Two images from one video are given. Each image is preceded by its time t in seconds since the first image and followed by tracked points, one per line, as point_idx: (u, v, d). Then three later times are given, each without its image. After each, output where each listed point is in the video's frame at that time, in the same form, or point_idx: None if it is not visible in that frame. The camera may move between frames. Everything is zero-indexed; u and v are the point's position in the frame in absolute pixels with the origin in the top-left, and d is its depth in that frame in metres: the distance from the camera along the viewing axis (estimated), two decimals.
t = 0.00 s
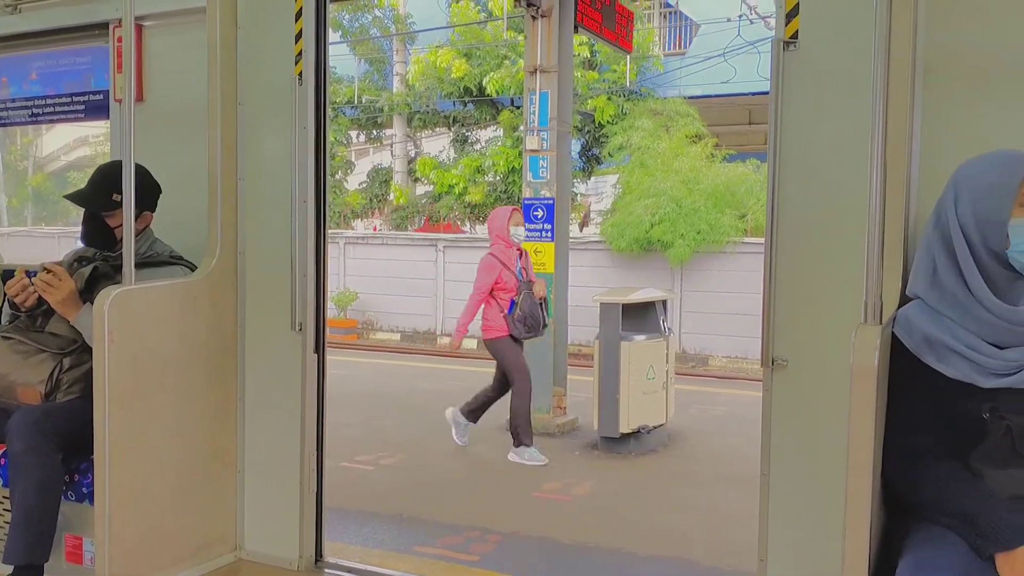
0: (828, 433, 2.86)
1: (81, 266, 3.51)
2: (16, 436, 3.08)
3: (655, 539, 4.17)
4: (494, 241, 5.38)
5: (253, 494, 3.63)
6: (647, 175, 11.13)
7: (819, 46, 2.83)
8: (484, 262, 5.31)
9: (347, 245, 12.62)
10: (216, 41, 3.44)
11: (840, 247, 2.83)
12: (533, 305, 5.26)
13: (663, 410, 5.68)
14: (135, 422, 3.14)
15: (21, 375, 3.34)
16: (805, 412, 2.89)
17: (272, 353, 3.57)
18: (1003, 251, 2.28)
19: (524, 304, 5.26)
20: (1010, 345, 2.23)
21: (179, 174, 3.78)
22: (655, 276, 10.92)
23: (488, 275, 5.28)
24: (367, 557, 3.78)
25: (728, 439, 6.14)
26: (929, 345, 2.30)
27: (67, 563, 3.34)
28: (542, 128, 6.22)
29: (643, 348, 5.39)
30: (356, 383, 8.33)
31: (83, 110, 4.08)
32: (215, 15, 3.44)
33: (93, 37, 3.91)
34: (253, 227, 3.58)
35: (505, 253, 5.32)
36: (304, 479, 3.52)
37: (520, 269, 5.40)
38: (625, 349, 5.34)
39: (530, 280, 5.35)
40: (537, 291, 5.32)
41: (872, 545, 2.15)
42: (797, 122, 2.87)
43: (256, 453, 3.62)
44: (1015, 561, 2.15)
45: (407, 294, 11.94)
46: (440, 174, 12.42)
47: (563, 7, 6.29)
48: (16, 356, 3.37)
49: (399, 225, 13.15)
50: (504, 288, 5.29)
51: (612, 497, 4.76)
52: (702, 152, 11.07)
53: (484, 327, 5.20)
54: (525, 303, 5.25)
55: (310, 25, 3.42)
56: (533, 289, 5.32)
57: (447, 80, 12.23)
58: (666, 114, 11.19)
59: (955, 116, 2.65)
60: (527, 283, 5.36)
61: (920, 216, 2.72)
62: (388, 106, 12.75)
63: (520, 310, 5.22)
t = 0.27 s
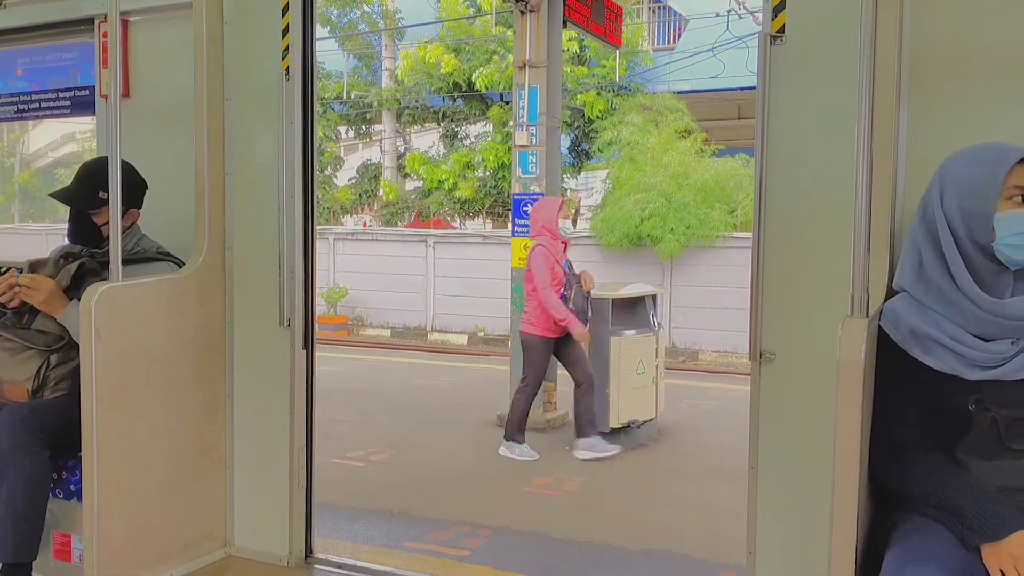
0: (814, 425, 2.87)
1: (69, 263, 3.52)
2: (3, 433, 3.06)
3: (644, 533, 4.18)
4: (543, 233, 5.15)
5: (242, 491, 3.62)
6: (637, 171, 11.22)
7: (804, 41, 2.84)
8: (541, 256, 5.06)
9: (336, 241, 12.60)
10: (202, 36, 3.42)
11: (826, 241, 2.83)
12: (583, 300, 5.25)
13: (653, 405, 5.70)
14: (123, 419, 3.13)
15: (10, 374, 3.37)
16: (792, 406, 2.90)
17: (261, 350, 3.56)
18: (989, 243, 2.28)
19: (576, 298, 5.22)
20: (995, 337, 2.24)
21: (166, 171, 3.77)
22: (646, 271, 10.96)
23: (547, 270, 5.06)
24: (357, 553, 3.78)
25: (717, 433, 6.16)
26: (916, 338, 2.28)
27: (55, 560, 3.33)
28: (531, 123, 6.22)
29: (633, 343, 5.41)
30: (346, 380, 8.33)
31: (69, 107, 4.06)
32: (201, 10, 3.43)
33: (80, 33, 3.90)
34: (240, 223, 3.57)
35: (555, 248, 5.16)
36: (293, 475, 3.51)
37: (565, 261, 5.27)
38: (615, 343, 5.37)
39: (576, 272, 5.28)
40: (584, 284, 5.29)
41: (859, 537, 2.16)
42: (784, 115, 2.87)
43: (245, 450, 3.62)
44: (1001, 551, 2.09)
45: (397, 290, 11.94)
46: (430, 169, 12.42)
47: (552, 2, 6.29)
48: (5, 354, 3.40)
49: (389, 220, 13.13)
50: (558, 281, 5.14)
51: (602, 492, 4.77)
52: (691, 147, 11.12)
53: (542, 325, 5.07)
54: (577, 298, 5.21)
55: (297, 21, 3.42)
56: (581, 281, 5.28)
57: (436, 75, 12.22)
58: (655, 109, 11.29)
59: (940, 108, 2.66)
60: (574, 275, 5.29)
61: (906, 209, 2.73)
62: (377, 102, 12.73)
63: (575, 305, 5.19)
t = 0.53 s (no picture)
0: (801, 424, 2.88)
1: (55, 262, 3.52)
2: None
3: (631, 532, 4.19)
4: (597, 238, 5.14)
5: (229, 491, 3.61)
6: (625, 171, 11.14)
7: (791, 43, 2.85)
8: (599, 261, 5.05)
9: (325, 241, 12.59)
10: (189, 34, 3.41)
11: (811, 241, 2.85)
12: (636, 305, 5.28)
13: (641, 405, 5.71)
14: (109, 419, 3.11)
15: None
16: (779, 406, 2.91)
17: (248, 350, 3.55)
18: (973, 245, 2.29)
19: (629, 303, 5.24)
20: (980, 337, 2.25)
21: (153, 170, 3.76)
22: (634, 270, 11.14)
23: (604, 275, 5.07)
24: (345, 553, 3.78)
25: (705, 432, 6.18)
26: (901, 338, 2.30)
27: (41, 561, 3.31)
28: (520, 123, 6.22)
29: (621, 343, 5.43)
30: (335, 379, 8.32)
31: (55, 105, 4.04)
32: (188, 9, 3.42)
33: (67, 31, 3.88)
34: (227, 223, 3.56)
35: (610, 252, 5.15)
36: (280, 475, 3.50)
37: (620, 266, 5.28)
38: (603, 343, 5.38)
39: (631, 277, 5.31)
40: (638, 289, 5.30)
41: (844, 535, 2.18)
42: (771, 117, 2.89)
43: (232, 450, 3.61)
44: (985, 550, 2.08)
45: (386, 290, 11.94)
46: (418, 169, 12.45)
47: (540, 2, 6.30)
48: None
49: (378, 220, 13.13)
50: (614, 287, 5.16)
51: (591, 491, 4.78)
52: (679, 148, 11.05)
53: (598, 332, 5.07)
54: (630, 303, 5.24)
55: (285, 20, 3.41)
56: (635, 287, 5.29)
57: (425, 75, 12.16)
58: (644, 110, 11.24)
59: (926, 110, 2.68)
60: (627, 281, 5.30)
61: (892, 210, 2.75)
62: (365, 102, 12.72)
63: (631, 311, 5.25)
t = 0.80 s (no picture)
0: (790, 418, 2.89)
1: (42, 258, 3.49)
2: None
3: (622, 527, 4.21)
4: (642, 230, 4.95)
5: (218, 488, 3.61)
6: (615, 166, 11.29)
7: (779, 38, 2.86)
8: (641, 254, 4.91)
9: (315, 237, 12.55)
10: (176, 29, 3.39)
11: (799, 236, 2.86)
12: (683, 300, 5.23)
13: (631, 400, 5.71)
14: (98, 417, 3.10)
15: None
16: (767, 400, 2.92)
17: (237, 346, 3.54)
18: (960, 238, 2.30)
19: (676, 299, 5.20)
20: (967, 331, 2.27)
21: (141, 166, 3.74)
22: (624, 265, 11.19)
23: (644, 269, 4.92)
24: (335, 549, 3.77)
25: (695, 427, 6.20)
26: (889, 332, 2.32)
27: (29, 559, 3.29)
28: (510, 118, 6.21)
29: (611, 337, 5.44)
30: (325, 376, 8.31)
31: (42, 101, 4.03)
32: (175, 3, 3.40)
33: (53, 26, 3.85)
34: (215, 219, 3.55)
35: (657, 245, 4.96)
36: (270, 471, 3.50)
37: (669, 258, 5.11)
38: (594, 338, 5.38)
39: (680, 271, 5.20)
40: (687, 284, 5.16)
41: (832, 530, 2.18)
42: (759, 112, 2.89)
43: (222, 447, 3.60)
44: (973, 542, 2.09)
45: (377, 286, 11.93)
46: (409, 165, 12.48)
47: None
48: None
49: (368, 215, 13.05)
50: (659, 281, 4.98)
51: (581, 486, 4.79)
52: (669, 143, 11.06)
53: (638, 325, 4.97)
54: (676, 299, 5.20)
55: (273, 15, 3.39)
56: (685, 282, 5.16)
57: (414, 70, 12.11)
58: (633, 104, 11.33)
59: (914, 105, 2.68)
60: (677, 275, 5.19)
61: (880, 205, 2.75)
62: (355, 97, 12.68)
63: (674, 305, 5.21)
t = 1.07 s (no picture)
0: (774, 420, 2.90)
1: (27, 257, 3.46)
2: None
3: (609, 528, 4.22)
4: (693, 236, 5.10)
5: (204, 489, 3.59)
6: (605, 168, 11.30)
7: (766, 41, 2.87)
8: (690, 260, 5.04)
9: (303, 237, 12.52)
10: (163, 28, 3.38)
11: (785, 238, 2.86)
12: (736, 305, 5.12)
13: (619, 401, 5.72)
14: (83, 417, 3.09)
15: None
16: (752, 402, 2.93)
17: (223, 346, 3.53)
18: (944, 241, 2.31)
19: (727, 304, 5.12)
20: (951, 333, 2.28)
21: (127, 165, 3.72)
22: (612, 267, 11.14)
23: (693, 274, 5.05)
24: (321, 550, 3.77)
25: (682, 428, 6.22)
26: (874, 334, 2.32)
27: (13, 560, 3.27)
28: (498, 119, 6.23)
29: (600, 338, 5.45)
30: (312, 376, 8.29)
31: (28, 99, 4.01)
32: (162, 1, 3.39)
33: (38, 24, 3.82)
34: (202, 218, 3.53)
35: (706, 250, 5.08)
36: (256, 472, 3.48)
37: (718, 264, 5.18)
38: (583, 339, 5.38)
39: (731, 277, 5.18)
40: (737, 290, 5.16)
41: (816, 531, 2.19)
42: (747, 114, 2.89)
43: (207, 448, 3.58)
44: (957, 544, 2.10)
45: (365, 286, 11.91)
46: (397, 165, 12.45)
47: None
48: None
49: (356, 216, 13.05)
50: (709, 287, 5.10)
51: (568, 487, 4.80)
52: (658, 145, 11.11)
53: (687, 331, 5.06)
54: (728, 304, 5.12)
55: (260, 14, 3.39)
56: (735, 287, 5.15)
57: (403, 70, 12.11)
58: (622, 106, 11.32)
59: (900, 108, 2.69)
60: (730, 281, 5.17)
61: (866, 207, 2.76)
62: (344, 97, 12.66)
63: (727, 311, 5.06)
